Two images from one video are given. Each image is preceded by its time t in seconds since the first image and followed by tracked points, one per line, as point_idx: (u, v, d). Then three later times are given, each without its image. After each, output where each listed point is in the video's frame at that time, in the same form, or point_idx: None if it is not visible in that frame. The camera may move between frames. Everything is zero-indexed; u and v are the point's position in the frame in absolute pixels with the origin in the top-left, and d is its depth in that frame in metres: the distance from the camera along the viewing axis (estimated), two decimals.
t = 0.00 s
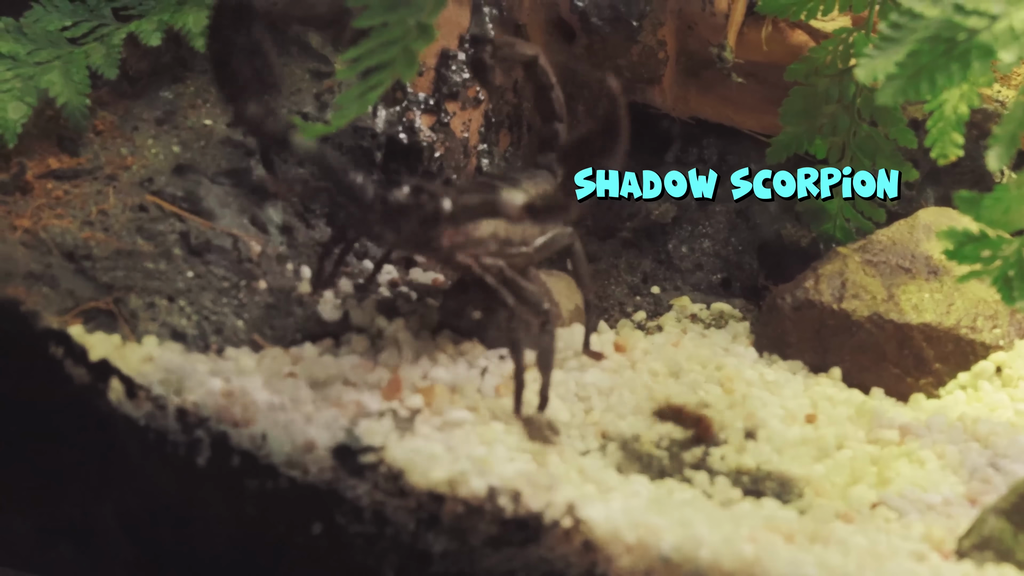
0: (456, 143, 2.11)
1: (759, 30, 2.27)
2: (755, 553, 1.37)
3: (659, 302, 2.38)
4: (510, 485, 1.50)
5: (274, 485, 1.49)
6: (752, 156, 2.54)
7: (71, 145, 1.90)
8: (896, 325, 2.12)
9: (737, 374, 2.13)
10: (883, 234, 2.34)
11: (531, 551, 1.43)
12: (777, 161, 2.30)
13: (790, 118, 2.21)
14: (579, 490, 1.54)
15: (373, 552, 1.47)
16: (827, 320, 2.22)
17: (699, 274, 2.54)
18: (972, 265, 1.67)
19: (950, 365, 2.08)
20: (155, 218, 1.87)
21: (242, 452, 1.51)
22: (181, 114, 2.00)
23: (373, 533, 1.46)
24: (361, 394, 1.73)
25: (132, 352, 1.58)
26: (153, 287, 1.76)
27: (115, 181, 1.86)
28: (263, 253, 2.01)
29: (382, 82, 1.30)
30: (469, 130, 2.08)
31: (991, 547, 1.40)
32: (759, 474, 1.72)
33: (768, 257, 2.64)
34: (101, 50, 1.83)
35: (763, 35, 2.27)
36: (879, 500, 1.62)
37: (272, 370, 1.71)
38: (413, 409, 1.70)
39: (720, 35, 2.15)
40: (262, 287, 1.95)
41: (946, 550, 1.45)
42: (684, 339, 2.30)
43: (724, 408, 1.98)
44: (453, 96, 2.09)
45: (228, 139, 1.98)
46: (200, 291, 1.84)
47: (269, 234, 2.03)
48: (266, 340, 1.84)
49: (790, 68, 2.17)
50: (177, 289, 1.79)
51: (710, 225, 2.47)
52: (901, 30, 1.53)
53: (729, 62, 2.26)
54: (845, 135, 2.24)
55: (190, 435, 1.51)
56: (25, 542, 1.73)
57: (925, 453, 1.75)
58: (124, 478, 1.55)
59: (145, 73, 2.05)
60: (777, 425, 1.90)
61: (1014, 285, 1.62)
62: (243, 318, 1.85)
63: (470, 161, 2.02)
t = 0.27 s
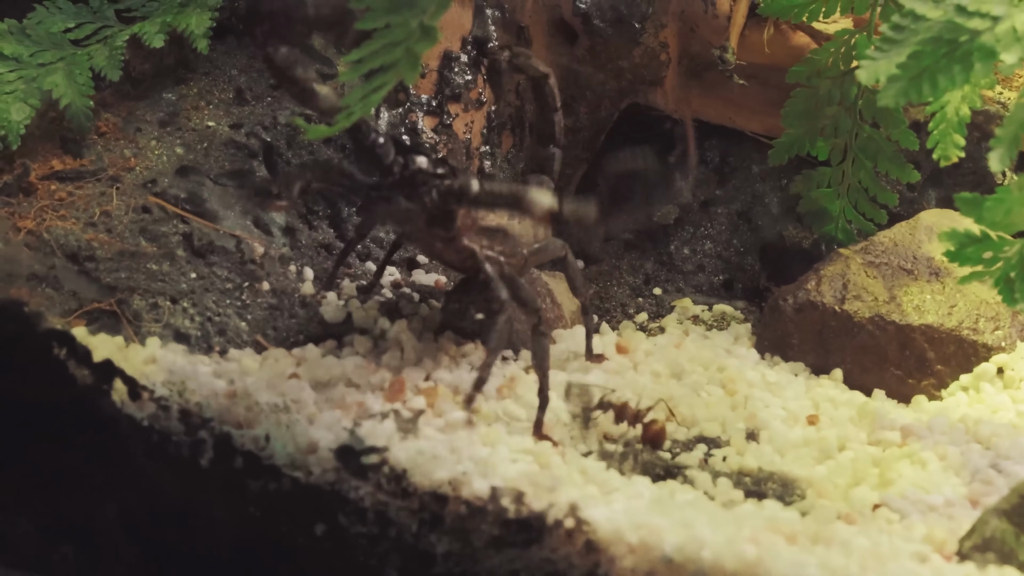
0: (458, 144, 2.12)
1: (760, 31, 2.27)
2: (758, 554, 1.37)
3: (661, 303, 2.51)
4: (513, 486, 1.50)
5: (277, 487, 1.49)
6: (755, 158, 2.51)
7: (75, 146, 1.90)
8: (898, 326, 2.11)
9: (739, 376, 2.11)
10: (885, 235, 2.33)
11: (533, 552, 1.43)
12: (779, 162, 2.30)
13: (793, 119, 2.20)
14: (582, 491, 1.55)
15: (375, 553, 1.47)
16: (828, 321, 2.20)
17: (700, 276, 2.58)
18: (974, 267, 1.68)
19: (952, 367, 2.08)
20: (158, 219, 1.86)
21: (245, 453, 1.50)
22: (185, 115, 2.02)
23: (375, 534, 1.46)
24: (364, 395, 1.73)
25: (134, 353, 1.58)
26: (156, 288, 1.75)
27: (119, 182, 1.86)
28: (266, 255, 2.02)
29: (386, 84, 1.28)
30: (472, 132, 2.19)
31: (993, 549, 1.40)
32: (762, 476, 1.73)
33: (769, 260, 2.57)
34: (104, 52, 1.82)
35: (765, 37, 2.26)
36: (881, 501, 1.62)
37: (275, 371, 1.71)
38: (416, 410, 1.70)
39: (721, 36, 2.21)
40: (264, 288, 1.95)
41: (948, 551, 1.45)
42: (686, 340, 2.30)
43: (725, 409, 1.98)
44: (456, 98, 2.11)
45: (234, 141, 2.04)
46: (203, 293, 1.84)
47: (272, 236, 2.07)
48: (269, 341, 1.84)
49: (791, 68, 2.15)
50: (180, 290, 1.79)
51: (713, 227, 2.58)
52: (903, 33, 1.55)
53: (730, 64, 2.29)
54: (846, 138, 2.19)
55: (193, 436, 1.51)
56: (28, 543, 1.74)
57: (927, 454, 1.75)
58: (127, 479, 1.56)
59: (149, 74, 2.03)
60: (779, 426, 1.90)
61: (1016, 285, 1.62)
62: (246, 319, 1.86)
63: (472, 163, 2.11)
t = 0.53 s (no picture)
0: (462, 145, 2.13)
1: (763, 33, 2.23)
2: (761, 555, 1.37)
3: (664, 305, 2.47)
4: (515, 487, 1.51)
5: (280, 487, 1.52)
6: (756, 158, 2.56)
7: (78, 148, 1.88)
8: (900, 327, 2.12)
9: (741, 377, 2.10)
10: (887, 237, 2.34)
11: (536, 553, 1.44)
12: (782, 164, 2.31)
13: (795, 122, 2.19)
14: (585, 492, 1.55)
15: (378, 553, 1.50)
16: (830, 323, 2.21)
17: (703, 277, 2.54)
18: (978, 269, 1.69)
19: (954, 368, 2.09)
20: (162, 220, 1.85)
21: (248, 453, 1.52)
22: (188, 117, 2.02)
23: (379, 534, 1.49)
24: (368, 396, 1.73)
25: (138, 355, 1.59)
26: (159, 290, 1.75)
27: (122, 184, 1.85)
28: (269, 256, 1.99)
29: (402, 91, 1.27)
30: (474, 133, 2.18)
31: (996, 551, 1.40)
32: (764, 477, 1.73)
33: (772, 261, 2.55)
34: (107, 54, 1.83)
35: (767, 38, 2.23)
36: (883, 502, 1.63)
37: (279, 373, 1.72)
38: (419, 411, 1.71)
39: (722, 38, 2.20)
40: (268, 289, 1.93)
41: (950, 552, 1.45)
42: (688, 341, 2.26)
43: (727, 410, 1.98)
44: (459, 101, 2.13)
45: (237, 142, 2.03)
46: (207, 294, 1.83)
47: (274, 237, 2.02)
48: (272, 342, 1.84)
49: (793, 71, 2.14)
50: (184, 292, 1.78)
51: (715, 228, 2.57)
52: (907, 35, 1.58)
53: (732, 66, 2.27)
54: (850, 139, 2.17)
55: (197, 437, 1.52)
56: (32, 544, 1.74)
57: (929, 456, 1.75)
58: (133, 480, 1.56)
59: (153, 74, 2.04)
60: (781, 427, 1.90)
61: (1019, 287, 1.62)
62: (250, 321, 1.85)
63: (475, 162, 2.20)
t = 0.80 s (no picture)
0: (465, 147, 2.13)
1: (765, 36, 2.21)
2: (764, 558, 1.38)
3: (666, 307, 2.40)
4: (518, 489, 1.51)
5: (284, 490, 1.51)
6: (759, 162, 2.51)
7: (82, 150, 1.91)
8: (902, 329, 2.12)
9: (744, 379, 2.11)
10: (890, 239, 2.34)
11: (539, 555, 1.45)
12: (783, 167, 2.34)
13: (797, 125, 2.22)
14: (588, 494, 1.54)
15: (381, 555, 1.51)
16: (833, 324, 2.22)
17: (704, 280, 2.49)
18: (980, 272, 1.69)
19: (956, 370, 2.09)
20: (165, 222, 1.86)
21: (251, 456, 1.52)
22: (191, 120, 1.99)
23: (382, 536, 1.50)
24: (371, 398, 1.74)
25: (141, 357, 1.58)
26: (162, 292, 1.75)
27: (125, 187, 1.87)
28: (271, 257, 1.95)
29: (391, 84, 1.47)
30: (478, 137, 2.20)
31: (998, 553, 1.40)
32: (767, 479, 1.74)
33: (775, 263, 2.52)
34: (110, 57, 1.86)
35: (770, 41, 2.20)
36: (886, 504, 1.64)
37: (282, 376, 1.71)
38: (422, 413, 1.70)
39: (725, 42, 2.09)
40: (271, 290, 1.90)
41: (953, 555, 1.46)
42: (691, 343, 2.27)
43: (730, 412, 1.97)
44: (463, 103, 2.13)
45: (240, 145, 2.00)
46: (210, 296, 1.83)
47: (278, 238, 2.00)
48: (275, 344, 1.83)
49: (796, 73, 2.16)
50: (188, 294, 1.79)
51: (718, 231, 2.52)
52: (911, 37, 1.59)
53: (735, 68, 2.20)
54: (852, 142, 2.22)
55: (200, 441, 1.52)
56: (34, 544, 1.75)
57: (932, 458, 1.75)
58: (136, 481, 1.57)
59: (157, 77, 2.00)
60: (783, 429, 1.90)
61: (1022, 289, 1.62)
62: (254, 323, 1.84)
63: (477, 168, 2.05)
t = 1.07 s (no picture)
0: (462, 152, 1.93)
1: (762, 38, 2.24)
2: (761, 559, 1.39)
3: (664, 309, 2.27)
4: (515, 491, 1.51)
5: (280, 491, 1.53)
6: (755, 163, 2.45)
7: (79, 152, 1.92)
8: (900, 331, 2.14)
9: (741, 381, 2.11)
10: (888, 240, 2.35)
11: (536, 556, 1.46)
12: (779, 168, 2.33)
13: (794, 125, 2.22)
14: (584, 496, 1.54)
15: (378, 557, 1.51)
16: (830, 326, 2.23)
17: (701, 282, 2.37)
18: (976, 273, 1.69)
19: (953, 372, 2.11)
20: (162, 224, 1.88)
21: (247, 458, 1.54)
22: (188, 122, 1.85)
23: (379, 538, 1.50)
24: (368, 400, 1.74)
25: (138, 359, 1.62)
26: (159, 294, 1.80)
27: (122, 189, 1.89)
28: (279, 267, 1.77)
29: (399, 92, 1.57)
30: (478, 138, 1.98)
31: (994, 555, 1.41)
32: (763, 480, 1.74)
33: (772, 264, 2.48)
34: (108, 59, 1.88)
35: (767, 43, 2.23)
36: (882, 506, 1.64)
37: (279, 377, 1.72)
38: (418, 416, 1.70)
39: (723, 44, 2.14)
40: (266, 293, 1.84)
41: (950, 556, 1.47)
42: (688, 344, 2.23)
43: (727, 414, 1.98)
44: (460, 104, 1.91)
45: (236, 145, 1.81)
46: (207, 298, 1.85)
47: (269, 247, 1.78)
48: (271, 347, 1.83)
49: (793, 74, 2.18)
50: (184, 296, 1.81)
51: (715, 232, 2.40)
52: (907, 39, 1.59)
53: (732, 70, 2.21)
54: (849, 144, 2.23)
55: (197, 442, 1.55)
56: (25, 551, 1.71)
57: (928, 460, 1.75)
58: (134, 483, 1.57)
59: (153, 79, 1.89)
60: (780, 430, 1.90)
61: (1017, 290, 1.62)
62: (252, 325, 1.83)
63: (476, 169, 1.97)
